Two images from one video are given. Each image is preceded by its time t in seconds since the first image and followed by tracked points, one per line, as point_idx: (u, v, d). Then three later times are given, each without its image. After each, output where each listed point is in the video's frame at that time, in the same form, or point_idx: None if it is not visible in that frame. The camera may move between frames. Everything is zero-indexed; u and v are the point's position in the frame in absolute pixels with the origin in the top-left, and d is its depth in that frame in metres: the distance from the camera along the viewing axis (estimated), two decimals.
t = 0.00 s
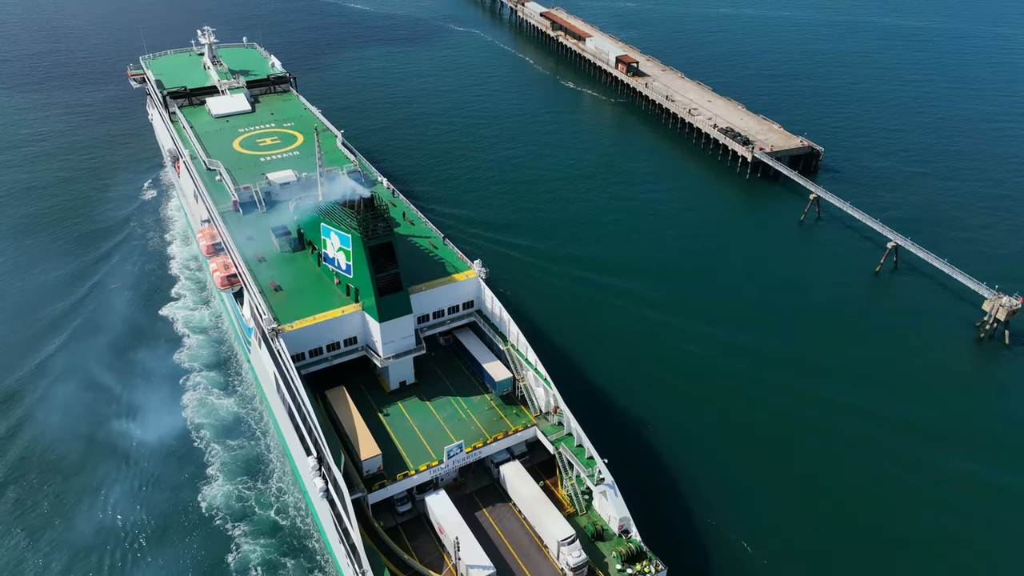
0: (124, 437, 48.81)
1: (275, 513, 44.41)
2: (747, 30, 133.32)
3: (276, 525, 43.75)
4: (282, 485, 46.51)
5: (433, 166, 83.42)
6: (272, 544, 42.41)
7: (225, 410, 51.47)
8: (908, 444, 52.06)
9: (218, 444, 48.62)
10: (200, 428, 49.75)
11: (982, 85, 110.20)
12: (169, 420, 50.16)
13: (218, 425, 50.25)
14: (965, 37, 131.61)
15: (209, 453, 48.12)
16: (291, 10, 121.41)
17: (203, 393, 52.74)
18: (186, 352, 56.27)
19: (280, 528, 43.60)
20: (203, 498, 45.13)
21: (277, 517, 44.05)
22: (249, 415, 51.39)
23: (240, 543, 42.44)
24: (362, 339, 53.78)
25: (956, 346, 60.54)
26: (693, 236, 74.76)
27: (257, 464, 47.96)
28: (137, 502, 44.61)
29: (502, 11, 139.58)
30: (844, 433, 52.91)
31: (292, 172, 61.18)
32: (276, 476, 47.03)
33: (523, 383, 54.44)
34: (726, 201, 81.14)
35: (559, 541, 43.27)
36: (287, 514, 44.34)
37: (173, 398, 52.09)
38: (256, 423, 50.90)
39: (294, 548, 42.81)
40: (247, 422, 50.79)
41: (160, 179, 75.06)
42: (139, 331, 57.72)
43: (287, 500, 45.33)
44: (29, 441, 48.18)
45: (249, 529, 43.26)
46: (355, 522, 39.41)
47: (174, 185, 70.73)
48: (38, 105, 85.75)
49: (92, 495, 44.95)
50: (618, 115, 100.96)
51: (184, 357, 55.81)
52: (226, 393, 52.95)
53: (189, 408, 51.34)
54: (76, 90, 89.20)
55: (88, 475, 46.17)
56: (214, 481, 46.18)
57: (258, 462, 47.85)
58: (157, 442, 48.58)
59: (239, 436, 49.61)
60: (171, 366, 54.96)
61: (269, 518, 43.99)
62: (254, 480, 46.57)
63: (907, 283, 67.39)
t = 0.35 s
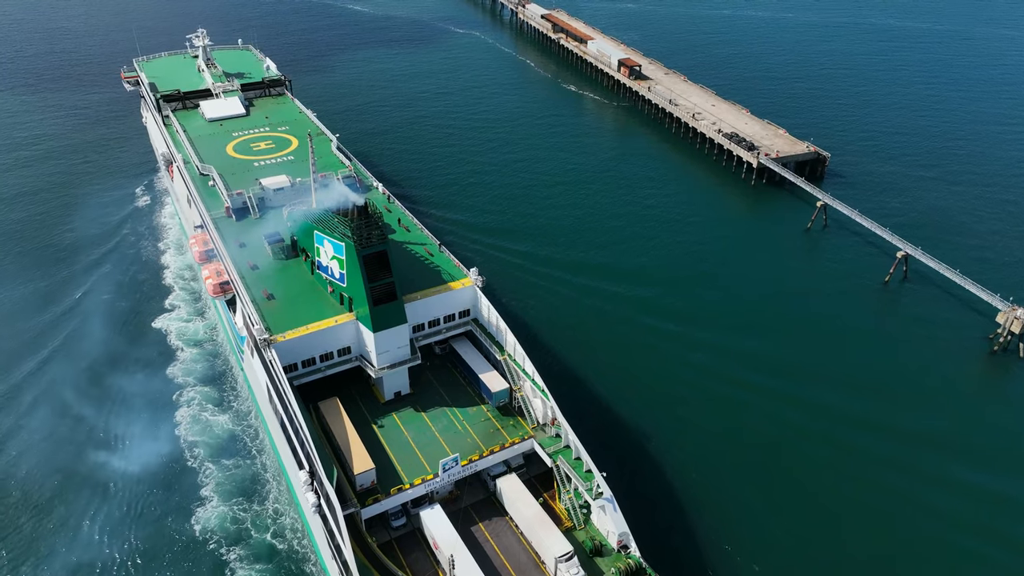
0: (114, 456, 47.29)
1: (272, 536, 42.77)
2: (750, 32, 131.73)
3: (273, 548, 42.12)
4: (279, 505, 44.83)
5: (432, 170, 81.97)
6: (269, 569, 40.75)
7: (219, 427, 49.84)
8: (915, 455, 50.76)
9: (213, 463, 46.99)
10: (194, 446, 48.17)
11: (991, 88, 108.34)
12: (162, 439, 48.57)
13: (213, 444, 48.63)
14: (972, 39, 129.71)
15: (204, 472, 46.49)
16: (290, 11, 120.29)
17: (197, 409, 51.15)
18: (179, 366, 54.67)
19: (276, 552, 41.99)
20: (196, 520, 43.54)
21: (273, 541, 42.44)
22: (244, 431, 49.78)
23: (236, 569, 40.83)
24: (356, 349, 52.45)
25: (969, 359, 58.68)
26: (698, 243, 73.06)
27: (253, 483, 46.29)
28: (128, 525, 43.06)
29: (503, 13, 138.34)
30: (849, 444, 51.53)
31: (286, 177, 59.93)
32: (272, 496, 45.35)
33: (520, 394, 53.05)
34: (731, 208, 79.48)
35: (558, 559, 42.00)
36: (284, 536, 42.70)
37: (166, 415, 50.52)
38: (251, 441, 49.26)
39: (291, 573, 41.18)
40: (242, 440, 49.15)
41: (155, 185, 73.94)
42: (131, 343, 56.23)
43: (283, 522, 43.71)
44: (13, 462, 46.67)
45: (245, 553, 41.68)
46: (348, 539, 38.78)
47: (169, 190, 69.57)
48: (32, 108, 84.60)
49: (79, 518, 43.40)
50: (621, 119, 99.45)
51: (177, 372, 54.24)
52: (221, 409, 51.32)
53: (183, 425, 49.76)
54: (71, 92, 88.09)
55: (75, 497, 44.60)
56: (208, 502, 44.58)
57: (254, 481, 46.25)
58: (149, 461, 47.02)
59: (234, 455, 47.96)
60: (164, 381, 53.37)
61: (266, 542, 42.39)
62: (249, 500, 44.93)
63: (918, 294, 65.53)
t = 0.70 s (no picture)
0: (104, 476, 45.78)
1: (268, 558, 41.29)
2: (754, 33, 130.19)
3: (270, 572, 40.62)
4: (275, 525, 43.34)
5: (431, 174, 80.58)
6: None
7: (215, 444, 48.36)
8: (922, 464, 49.46)
9: (207, 482, 45.51)
10: (188, 464, 46.71)
11: (999, 91, 106.52)
12: (155, 457, 47.11)
13: (208, 461, 47.16)
14: (980, 41, 127.84)
15: (198, 491, 45.02)
16: (289, 13, 119.22)
17: (191, 425, 49.67)
18: (173, 379, 53.19)
19: None
20: (190, 542, 42.07)
21: (270, 564, 40.94)
22: (240, 447, 48.29)
23: None
24: (350, 358, 51.21)
25: (982, 371, 57.01)
26: (702, 250, 71.53)
27: (249, 502, 44.80)
28: (118, 547, 41.64)
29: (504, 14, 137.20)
30: (853, 454, 50.19)
31: (280, 182, 58.81)
32: (269, 516, 43.84)
33: (517, 404, 51.78)
34: (736, 214, 77.97)
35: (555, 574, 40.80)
36: (281, 558, 41.25)
37: (159, 430, 49.07)
38: (247, 457, 47.75)
39: None
40: (238, 457, 47.66)
41: (149, 191, 72.75)
42: (123, 355, 54.80)
43: (281, 543, 42.22)
44: None
45: None
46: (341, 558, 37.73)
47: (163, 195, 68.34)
48: (26, 110, 83.56)
49: (67, 542, 41.89)
50: (623, 123, 98.09)
51: (171, 386, 52.73)
52: (216, 425, 49.82)
53: (177, 442, 48.27)
54: (66, 94, 87.08)
55: (63, 519, 43.13)
56: (202, 523, 43.12)
57: (249, 499, 44.76)
58: (141, 479, 45.61)
59: (229, 472, 46.47)
60: (158, 395, 51.84)
61: (262, 565, 40.89)
62: (245, 520, 43.41)
63: (928, 304, 63.91)
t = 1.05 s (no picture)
0: (92, 499, 44.27)
1: None
2: (758, 35, 128.57)
3: None
4: (271, 549, 41.97)
5: (429, 178, 79.15)
6: None
7: (209, 463, 46.92)
8: (931, 477, 48.04)
9: (201, 504, 44.09)
10: (181, 485, 45.31)
11: (1008, 94, 104.76)
12: (147, 477, 45.70)
13: (202, 481, 45.73)
14: (987, 43, 126.03)
15: (191, 513, 43.62)
16: (287, 14, 118.04)
17: (184, 442, 48.24)
18: (165, 395, 51.76)
19: None
20: (183, 568, 40.71)
21: None
22: (234, 466, 46.87)
23: None
24: (344, 369, 49.86)
25: (995, 384, 55.39)
26: (706, 257, 70.02)
27: (244, 524, 43.40)
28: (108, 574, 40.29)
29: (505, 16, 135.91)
30: (859, 466, 48.77)
31: (273, 188, 57.55)
32: (265, 539, 42.42)
33: (514, 415, 50.41)
34: (741, 221, 76.48)
35: None
36: None
37: (151, 449, 47.65)
38: (242, 477, 46.32)
39: None
40: (233, 477, 46.22)
41: (144, 197, 71.67)
42: (114, 369, 53.41)
43: (277, 568, 40.88)
44: None
45: None
46: None
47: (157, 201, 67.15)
48: (20, 113, 82.45)
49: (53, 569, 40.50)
50: (625, 126, 96.66)
51: (164, 402, 51.27)
52: (210, 443, 48.37)
53: (170, 462, 46.82)
54: (60, 97, 85.95)
55: (50, 543, 41.72)
56: (196, 547, 41.76)
57: (244, 521, 43.36)
58: (132, 500, 44.19)
59: (224, 493, 45.03)
60: (150, 412, 50.39)
61: None
62: (240, 544, 42.02)
63: (939, 315, 62.35)
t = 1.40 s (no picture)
0: (81, 519, 43.20)
1: None
2: (761, 37, 127.03)
3: None
4: (268, 572, 40.82)
5: (428, 183, 77.84)
6: None
7: (203, 482, 45.76)
8: (939, 488, 46.68)
9: (195, 525, 42.93)
10: (175, 505, 44.16)
11: (1016, 97, 103.10)
12: (140, 497, 44.57)
13: (196, 501, 44.57)
14: (994, 45, 124.40)
15: (185, 536, 42.47)
16: (285, 15, 116.94)
17: (178, 461, 47.10)
18: (158, 410, 50.63)
19: None
20: None
21: None
22: (229, 485, 45.72)
23: None
24: (337, 379, 48.63)
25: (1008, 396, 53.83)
26: (710, 264, 68.60)
27: (239, 546, 42.23)
28: None
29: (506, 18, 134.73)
30: (865, 476, 47.40)
31: (266, 193, 56.40)
32: (261, 561, 41.32)
33: (511, 426, 49.17)
34: (745, 228, 75.03)
35: None
36: None
37: (144, 468, 46.52)
38: (238, 496, 45.17)
39: None
40: (228, 496, 45.08)
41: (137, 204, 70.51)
42: (106, 384, 52.27)
43: None
44: None
45: None
46: None
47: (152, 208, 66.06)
48: (14, 116, 81.38)
49: None
50: (627, 130, 95.32)
51: (157, 418, 50.13)
52: (204, 460, 47.21)
53: (163, 481, 45.67)
54: (54, 100, 84.93)
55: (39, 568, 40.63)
56: (189, 571, 40.64)
57: (238, 543, 42.19)
58: (123, 522, 43.07)
59: (219, 514, 43.86)
60: (143, 429, 49.25)
61: None
62: (235, 568, 40.86)
63: (949, 324, 60.84)
